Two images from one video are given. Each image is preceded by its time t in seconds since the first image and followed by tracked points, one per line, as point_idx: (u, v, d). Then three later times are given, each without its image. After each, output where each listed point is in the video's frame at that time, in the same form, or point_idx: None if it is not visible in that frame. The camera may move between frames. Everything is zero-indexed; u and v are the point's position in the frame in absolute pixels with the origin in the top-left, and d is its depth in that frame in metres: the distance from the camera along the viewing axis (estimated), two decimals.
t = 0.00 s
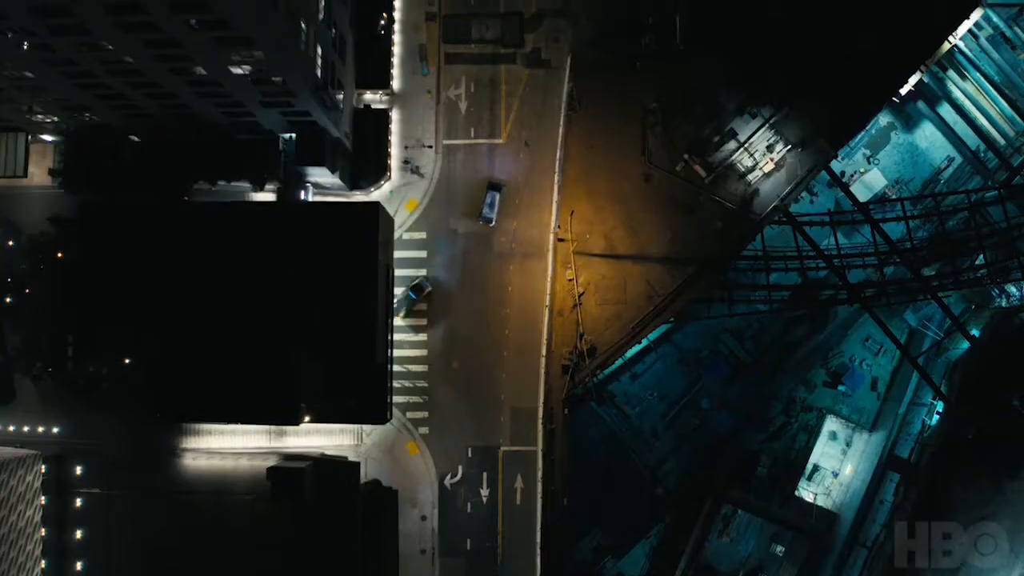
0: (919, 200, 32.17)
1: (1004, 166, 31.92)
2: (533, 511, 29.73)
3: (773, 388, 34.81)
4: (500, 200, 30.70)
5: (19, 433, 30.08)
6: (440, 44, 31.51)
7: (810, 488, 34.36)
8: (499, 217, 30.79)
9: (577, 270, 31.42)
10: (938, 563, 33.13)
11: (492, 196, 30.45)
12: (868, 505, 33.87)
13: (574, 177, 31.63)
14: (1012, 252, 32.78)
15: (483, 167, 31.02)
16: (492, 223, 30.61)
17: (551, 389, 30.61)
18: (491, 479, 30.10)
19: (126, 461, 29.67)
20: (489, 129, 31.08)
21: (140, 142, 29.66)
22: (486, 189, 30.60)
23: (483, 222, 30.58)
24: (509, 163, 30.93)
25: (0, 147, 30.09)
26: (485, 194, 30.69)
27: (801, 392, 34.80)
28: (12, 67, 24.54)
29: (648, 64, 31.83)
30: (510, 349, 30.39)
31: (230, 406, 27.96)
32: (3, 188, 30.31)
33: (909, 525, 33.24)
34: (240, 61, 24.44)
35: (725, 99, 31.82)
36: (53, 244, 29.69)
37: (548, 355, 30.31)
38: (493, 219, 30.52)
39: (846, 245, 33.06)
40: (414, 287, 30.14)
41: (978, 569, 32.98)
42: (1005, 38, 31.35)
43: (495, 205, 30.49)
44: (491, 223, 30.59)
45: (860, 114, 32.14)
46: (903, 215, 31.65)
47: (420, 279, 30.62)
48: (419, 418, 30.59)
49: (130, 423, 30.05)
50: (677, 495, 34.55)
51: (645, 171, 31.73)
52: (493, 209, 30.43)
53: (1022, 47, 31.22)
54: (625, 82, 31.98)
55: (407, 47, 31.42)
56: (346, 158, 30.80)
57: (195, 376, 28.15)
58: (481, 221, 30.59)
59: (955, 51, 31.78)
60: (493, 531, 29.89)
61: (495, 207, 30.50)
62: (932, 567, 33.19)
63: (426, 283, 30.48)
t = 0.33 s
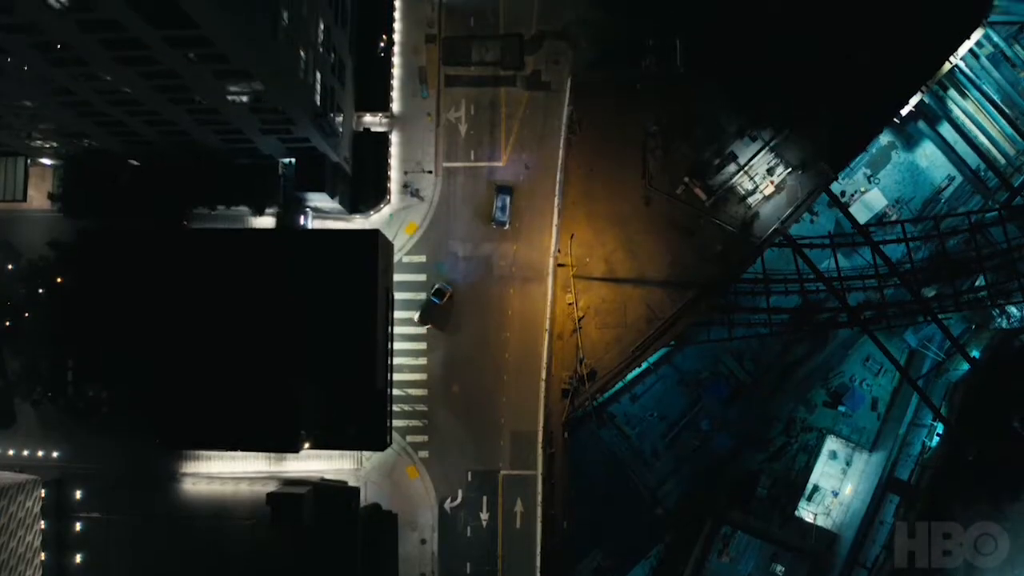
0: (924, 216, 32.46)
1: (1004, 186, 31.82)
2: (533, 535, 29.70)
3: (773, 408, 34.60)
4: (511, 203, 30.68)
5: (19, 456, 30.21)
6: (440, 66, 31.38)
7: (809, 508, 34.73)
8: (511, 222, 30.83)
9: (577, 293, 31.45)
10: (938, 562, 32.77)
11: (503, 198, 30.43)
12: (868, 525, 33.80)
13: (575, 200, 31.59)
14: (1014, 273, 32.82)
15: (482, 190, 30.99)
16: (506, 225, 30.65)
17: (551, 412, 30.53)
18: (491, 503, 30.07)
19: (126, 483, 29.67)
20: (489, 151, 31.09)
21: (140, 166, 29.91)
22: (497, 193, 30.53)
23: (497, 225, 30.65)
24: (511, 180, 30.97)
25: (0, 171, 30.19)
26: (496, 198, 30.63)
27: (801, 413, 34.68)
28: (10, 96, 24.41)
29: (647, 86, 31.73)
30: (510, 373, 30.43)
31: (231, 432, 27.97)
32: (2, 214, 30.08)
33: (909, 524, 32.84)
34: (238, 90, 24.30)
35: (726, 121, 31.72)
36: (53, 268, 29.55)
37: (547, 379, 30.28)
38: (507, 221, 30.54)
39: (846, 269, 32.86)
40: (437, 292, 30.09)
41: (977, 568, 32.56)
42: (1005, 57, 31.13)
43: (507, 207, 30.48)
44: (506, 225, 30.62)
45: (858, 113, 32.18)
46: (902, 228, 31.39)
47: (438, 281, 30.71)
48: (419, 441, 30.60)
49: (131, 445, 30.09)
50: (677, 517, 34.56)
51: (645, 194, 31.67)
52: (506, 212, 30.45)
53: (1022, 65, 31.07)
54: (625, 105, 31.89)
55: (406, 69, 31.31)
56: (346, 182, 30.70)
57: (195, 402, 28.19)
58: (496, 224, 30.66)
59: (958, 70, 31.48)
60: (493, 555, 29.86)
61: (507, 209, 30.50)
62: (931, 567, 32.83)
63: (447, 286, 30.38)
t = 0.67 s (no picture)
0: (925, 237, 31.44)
1: (1005, 207, 30.92)
2: (533, 558, 29.96)
3: (774, 428, 34.50)
4: (519, 201, 30.80)
5: (19, 481, 30.30)
6: (439, 88, 31.48)
7: (808, 526, 34.24)
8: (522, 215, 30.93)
9: (577, 317, 31.06)
10: (937, 562, 32.30)
11: (511, 197, 30.56)
12: (868, 545, 32.78)
13: (574, 223, 31.42)
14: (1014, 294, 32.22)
15: (482, 213, 30.93)
16: (515, 223, 30.74)
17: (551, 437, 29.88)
18: (491, 527, 30.21)
19: (127, 508, 29.74)
20: (488, 174, 31.04)
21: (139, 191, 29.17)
22: (504, 191, 30.68)
23: (505, 224, 30.75)
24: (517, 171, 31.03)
25: None
26: (503, 196, 30.78)
27: (801, 432, 34.67)
28: (7, 129, 24.29)
29: (647, 104, 31.57)
30: (509, 397, 30.50)
31: (230, 460, 27.91)
32: (2, 238, 30.30)
33: (908, 525, 32.32)
34: (234, 124, 24.21)
35: (727, 140, 31.57)
36: (52, 294, 29.73)
37: (546, 403, 30.18)
38: (514, 220, 30.61)
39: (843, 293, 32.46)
40: (452, 297, 30.09)
41: (978, 569, 32.07)
42: (1006, 74, 30.89)
43: (514, 206, 30.60)
44: (513, 224, 30.69)
45: (858, 113, 31.99)
46: (901, 247, 30.37)
47: (445, 287, 30.75)
48: (418, 465, 30.62)
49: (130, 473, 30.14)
50: (676, 536, 34.31)
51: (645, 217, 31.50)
52: (513, 211, 30.55)
53: None
54: (625, 125, 31.65)
55: (405, 92, 31.40)
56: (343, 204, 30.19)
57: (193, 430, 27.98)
58: (505, 223, 30.76)
59: (960, 91, 31.24)
60: None
61: (515, 207, 30.61)
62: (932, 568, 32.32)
63: (460, 291, 30.35)
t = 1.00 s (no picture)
0: (923, 260, 31.13)
1: (1004, 228, 30.44)
2: None
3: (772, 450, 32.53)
4: (524, 199, 30.63)
5: (18, 509, 30.25)
6: (438, 112, 31.34)
7: (806, 547, 31.84)
8: (527, 215, 30.89)
9: (576, 344, 31.02)
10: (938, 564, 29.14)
11: (517, 195, 30.39)
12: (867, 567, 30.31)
13: (574, 248, 31.27)
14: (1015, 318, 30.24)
15: (481, 239, 30.90)
16: (522, 222, 30.66)
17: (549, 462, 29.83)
18: (490, 553, 30.12)
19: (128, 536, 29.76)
20: (487, 200, 30.97)
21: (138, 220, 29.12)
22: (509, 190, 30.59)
23: (512, 222, 30.62)
24: (521, 173, 31.03)
25: None
26: (508, 195, 30.65)
27: (800, 453, 32.57)
28: (5, 167, 24.23)
29: (648, 127, 31.46)
30: (508, 425, 30.45)
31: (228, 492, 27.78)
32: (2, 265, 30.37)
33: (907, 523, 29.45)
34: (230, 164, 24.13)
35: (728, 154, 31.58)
36: (51, 322, 29.53)
37: (544, 430, 30.17)
38: (520, 217, 30.46)
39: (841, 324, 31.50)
40: (460, 302, 30.07)
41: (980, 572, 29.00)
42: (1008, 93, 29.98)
43: (520, 203, 30.42)
44: (519, 221, 30.55)
45: (858, 113, 31.91)
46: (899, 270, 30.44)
47: (455, 292, 30.74)
48: (417, 491, 30.60)
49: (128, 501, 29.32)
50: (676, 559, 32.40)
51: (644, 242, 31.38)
52: (519, 208, 30.38)
53: None
54: (625, 147, 31.52)
55: (403, 117, 31.25)
56: (342, 230, 30.13)
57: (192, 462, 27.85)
58: (510, 219, 30.59)
59: (959, 112, 30.64)
60: None
61: (520, 204, 30.44)
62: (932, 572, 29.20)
63: (468, 295, 30.35)
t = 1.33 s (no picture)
0: (925, 288, 27.56)
1: (1005, 257, 27.25)
2: None
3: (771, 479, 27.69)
4: (528, 202, 30.57)
5: (16, 543, 30.17)
6: (436, 145, 31.21)
7: None
8: (525, 249, 30.85)
9: (574, 378, 31.02)
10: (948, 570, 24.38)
11: (519, 197, 30.38)
12: None
13: (573, 281, 31.08)
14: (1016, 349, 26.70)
15: (479, 273, 30.82)
16: (527, 223, 30.51)
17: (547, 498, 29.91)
18: None
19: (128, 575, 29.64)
20: (485, 234, 30.85)
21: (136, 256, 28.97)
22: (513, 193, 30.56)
23: (517, 225, 30.52)
24: (524, 175, 31.06)
25: None
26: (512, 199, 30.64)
27: (799, 480, 27.49)
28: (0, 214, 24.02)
29: (648, 157, 31.28)
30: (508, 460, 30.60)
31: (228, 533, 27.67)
32: None
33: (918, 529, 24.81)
34: (225, 210, 23.92)
35: (729, 165, 31.47)
36: (48, 359, 29.52)
37: (543, 464, 30.50)
38: (524, 219, 30.34)
39: (839, 357, 27.94)
40: (468, 312, 30.06)
41: None
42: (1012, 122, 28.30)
43: (524, 206, 30.36)
44: (524, 223, 30.42)
45: (858, 113, 31.40)
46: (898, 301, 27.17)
47: (459, 302, 30.69)
48: (416, 525, 30.68)
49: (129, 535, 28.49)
50: None
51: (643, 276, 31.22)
52: (523, 211, 30.31)
53: None
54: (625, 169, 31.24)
55: (401, 149, 31.19)
56: (342, 265, 30.21)
57: (191, 502, 27.77)
58: (515, 223, 30.49)
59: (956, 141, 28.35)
60: None
61: (524, 207, 30.36)
62: None
63: (475, 305, 30.33)
